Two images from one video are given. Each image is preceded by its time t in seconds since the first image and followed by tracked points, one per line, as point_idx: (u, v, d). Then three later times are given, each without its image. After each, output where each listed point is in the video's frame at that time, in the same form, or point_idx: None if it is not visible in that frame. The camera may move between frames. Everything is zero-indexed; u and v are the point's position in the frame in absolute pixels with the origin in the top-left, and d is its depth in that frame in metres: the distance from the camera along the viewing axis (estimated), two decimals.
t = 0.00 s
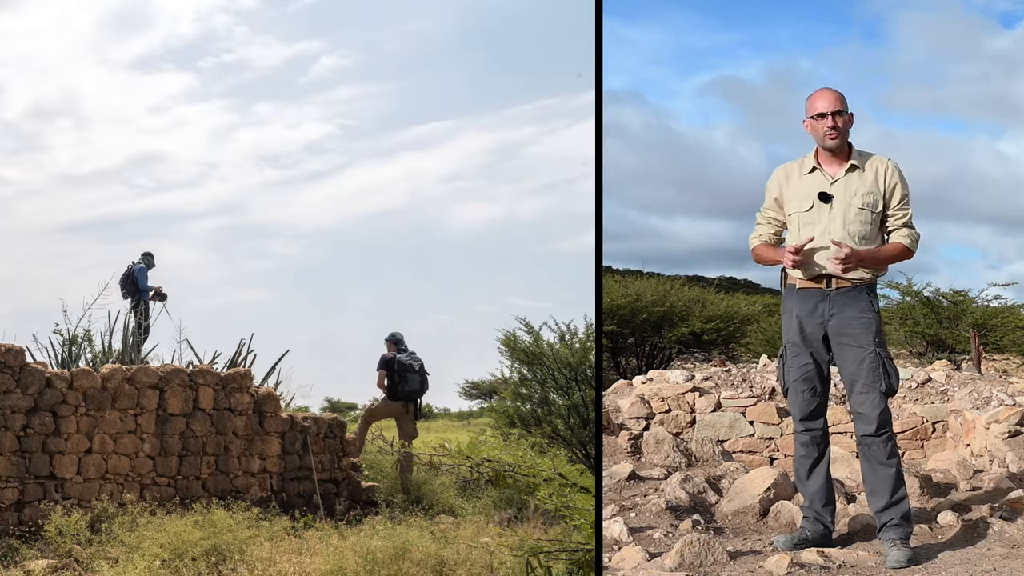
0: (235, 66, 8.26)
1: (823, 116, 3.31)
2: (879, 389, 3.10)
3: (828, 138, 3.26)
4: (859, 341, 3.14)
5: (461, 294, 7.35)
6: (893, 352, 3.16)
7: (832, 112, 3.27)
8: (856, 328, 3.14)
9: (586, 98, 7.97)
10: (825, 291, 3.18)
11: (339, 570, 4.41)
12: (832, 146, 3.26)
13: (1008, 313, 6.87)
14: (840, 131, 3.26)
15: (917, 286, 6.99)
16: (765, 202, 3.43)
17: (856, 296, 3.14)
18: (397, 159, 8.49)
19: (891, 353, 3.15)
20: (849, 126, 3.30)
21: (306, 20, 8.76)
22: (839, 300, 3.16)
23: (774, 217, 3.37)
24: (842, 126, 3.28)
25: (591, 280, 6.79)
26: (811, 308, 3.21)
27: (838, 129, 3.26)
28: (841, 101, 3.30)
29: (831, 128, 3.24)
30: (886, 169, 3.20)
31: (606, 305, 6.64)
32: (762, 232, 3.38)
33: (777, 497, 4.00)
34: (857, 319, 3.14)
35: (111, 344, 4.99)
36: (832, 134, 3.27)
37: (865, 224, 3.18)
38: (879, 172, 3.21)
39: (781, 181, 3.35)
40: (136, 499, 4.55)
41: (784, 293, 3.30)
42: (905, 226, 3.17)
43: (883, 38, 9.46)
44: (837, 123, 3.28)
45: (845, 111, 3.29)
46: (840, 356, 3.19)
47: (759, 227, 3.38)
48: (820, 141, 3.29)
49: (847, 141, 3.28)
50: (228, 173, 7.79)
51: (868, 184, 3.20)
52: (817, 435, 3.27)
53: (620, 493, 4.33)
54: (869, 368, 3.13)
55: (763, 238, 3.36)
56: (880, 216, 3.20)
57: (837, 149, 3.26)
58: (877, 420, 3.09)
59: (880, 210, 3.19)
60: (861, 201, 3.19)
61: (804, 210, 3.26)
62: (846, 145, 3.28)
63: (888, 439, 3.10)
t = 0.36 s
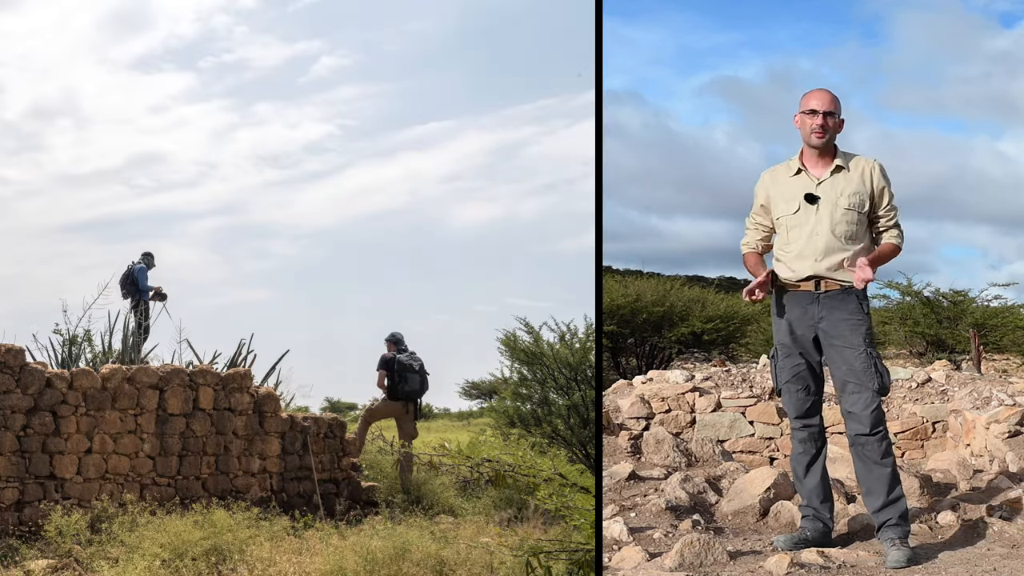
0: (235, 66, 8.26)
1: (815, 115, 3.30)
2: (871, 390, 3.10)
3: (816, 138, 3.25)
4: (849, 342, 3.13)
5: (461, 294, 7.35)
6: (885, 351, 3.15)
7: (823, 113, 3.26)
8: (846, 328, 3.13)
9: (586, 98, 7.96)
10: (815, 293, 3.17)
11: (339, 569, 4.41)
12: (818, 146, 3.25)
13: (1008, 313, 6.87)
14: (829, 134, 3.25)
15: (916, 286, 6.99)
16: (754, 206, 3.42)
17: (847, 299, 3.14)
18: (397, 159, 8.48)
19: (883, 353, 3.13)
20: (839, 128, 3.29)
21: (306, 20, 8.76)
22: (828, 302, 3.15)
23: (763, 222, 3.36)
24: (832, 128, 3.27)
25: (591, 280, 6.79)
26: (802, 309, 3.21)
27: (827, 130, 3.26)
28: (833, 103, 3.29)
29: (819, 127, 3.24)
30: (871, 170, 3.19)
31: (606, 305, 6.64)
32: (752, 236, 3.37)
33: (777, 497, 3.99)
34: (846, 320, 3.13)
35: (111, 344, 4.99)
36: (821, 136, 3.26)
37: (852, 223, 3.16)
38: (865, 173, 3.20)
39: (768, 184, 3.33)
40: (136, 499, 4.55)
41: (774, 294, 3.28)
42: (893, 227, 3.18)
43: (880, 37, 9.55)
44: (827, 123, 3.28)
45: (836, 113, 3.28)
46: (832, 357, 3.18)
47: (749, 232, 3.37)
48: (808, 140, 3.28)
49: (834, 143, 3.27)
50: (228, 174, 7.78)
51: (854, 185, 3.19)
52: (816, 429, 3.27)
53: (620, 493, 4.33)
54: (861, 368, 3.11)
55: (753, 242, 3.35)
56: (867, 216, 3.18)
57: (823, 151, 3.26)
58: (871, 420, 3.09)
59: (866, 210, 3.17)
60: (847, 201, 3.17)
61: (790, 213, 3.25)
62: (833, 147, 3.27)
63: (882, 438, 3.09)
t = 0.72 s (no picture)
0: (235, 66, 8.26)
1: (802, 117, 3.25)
2: (867, 390, 3.09)
3: (806, 142, 3.21)
4: (843, 342, 3.13)
5: (461, 294, 7.36)
6: (880, 351, 3.14)
7: (812, 115, 3.21)
8: (840, 329, 3.13)
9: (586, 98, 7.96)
10: (810, 294, 3.16)
11: (339, 570, 4.41)
12: (809, 149, 3.21)
13: (1008, 313, 6.86)
14: (820, 136, 3.20)
15: (916, 286, 6.99)
16: (749, 208, 3.40)
17: (841, 301, 3.13)
18: (397, 159, 8.47)
19: (878, 352, 3.13)
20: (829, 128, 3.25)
21: (306, 20, 8.76)
22: (822, 303, 3.15)
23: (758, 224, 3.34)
24: (821, 130, 3.23)
25: (591, 280, 6.79)
26: (796, 310, 3.21)
27: (816, 133, 3.20)
28: (821, 103, 3.24)
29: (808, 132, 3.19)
30: (863, 170, 3.17)
31: (606, 305, 6.64)
32: (747, 238, 3.36)
33: (778, 497, 3.98)
34: (840, 320, 3.14)
35: (112, 344, 4.99)
36: (812, 138, 3.22)
37: (845, 224, 3.14)
38: (857, 173, 3.17)
39: (762, 186, 3.31)
40: (136, 499, 4.55)
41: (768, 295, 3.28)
42: (885, 227, 3.14)
43: (879, 37, 9.65)
44: (816, 126, 3.23)
45: (825, 114, 3.23)
46: (827, 357, 3.18)
47: (744, 235, 3.36)
48: (798, 143, 3.25)
49: (825, 144, 3.23)
50: (228, 174, 7.78)
51: (846, 185, 3.16)
52: (811, 430, 3.27)
53: (620, 492, 4.33)
54: (855, 368, 3.11)
55: (747, 244, 3.34)
56: (860, 216, 3.15)
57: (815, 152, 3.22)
58: (867, 420, 3.08)
59: (859, 210, 3.15)
60: (839, 202, 3.15)
61: (783, 215, 3.23)
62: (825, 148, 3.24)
63: (879, 437, 3.09)
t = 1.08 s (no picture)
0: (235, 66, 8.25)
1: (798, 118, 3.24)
2: (866, 390, 3.09)
3: (803, 143, 3.21)
4: (842, 343, 3.12)
5: (461, 294, 7.36)
6: (879, 351, 3.13)
7: (807, 116, 3.20)
8: (838, 329, 3.12)
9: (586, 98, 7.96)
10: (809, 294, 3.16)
11: (339, 570, 4.42)
12: (806, 150, 3.21)
13: (1008, 313, 6.86)
14: (816, 136, 3.20)
15: (916, 286, 6.98)
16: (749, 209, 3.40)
17: (840, 301, 3.13)
18: (397, 159, 8.46)
19: (876, 353, 3.12)
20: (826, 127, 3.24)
21: (306, 20, 8.75)
22: (821, 303, 3.15)
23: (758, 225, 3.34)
24: (817, 129, 3.22)
25: (592, 280, 6.79)
26: (795, 311, 3.21)
27: (812, 134, 3.20)
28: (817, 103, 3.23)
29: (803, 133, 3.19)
30: (861, 168, 3.16)
31: (606, 305, 6.64)
32: (747, 240, 3.36)
33: (778, 497, 3.98)
34: (839, 321, 3.13)
35: (112, 344, 4.98)
36: (808, 138, 3.22)
37: (844, 224, 3.14)
38: (855, 172, 3.16)
39: (761, 187, 3.32)
40: (136, 499, 4.55)
41: (769, 296, 3.29)
42: (884, 225, 3.12)
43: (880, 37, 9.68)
44: (811, 125, 3.22)
45: (822, 113, 3.22)
46: (825, 357, 3.17)
47: (744, 236, 3.36)
48: (795, 144, 3.25)
49: (822, 143, 3.22)
50: (228, 174, 7.77)
51: (844, 184, 3.15)
52: (811, 430, 3.27)
53: (620, 492, 4.34)
54: (854, 368, 3.11)
55: (748, 246, 3.35)
56: (859, 215, 3.15)
57: (812, 152, 3.22)
58: (865, 420, 3.08)
59: (858, 210, 3.14)
60: (837, 202, 3.15)
61: (782, 216, 3.23)
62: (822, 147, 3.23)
63: (878, 437, 3.09)
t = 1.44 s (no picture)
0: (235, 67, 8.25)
1: (798, 118, 3.25)
2: (866, 390, 3.08)
3: (802, 142, 3.21)
4: (842, 342, 3.12)
5: (461, 294, 7.39)
6: (878, 350, 3.13)
7: (805, 116, 3.21)
8: (838, 329, 3.12)
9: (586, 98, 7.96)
10: (809, 293, 3.16)
11: (339, 569, 4.43)
12: (806, 150, 3.21)
13: (1008, 313, 6.86)
14: (815, 135, 3.20)
15: (916, 286, 6.98)
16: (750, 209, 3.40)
17: (840, 302, 3.13)
18: (397, 158, 8.42)
19: (876, 352, 3.12)
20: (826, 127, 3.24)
21: (306, 20, 8.74)
22: (821, 303, 3.15)
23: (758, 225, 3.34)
24: (815, 129, 3.22)
25: (591, 280, 6.80)
26: (794, 310, 3.21)
27: (811, 133, 3.20)
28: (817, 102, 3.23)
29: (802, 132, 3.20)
30: (862, 170, 3.16)
31: (606, 305, 6.63)
32: (747, 239, 3.36)
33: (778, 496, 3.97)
34: (839, 321, 3.13)
35: (111, 344, 4.98)
36: (808, 138, 3.22)
37: (844, 224, 3.14)
38: (856, 173, 3.16)
39: (762, 187, 3.32)
40: (136, 499, 4.55)
41: (768, 295, 3.29)
42: (885, 226, 3.12)
43: (880, 37, 9.73)
44: (810, 124, 3.22)
45: (822, 113, 3.22)
46: (825, 357, 3.17)
47: (744, 235, 3.36)
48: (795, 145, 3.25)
49: (822, 142, 3.23)
50: (228, 173, 7.76)
51: (845, 185, 3.15)
52: (811, 430, 3.27)
53: (620, 492, 4.34)
54: (854, 368, 3.11)
55: (747, 245, 3.35)
56: (859, 216, 3.15)
57: (813, 152, 3.22)
58: (866, 420, 3.08)
59: (859, 210, 3.14)
60: (838, 202, 3.14)
61: (783, 215, 3.23)
62: (823, 146, 3.23)
63: (878, 437, 3.09)
